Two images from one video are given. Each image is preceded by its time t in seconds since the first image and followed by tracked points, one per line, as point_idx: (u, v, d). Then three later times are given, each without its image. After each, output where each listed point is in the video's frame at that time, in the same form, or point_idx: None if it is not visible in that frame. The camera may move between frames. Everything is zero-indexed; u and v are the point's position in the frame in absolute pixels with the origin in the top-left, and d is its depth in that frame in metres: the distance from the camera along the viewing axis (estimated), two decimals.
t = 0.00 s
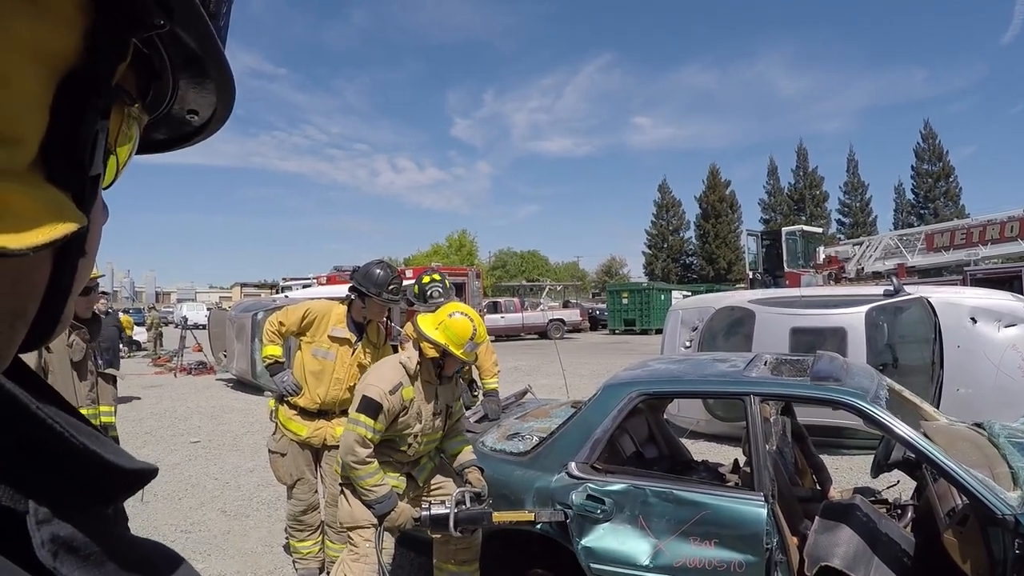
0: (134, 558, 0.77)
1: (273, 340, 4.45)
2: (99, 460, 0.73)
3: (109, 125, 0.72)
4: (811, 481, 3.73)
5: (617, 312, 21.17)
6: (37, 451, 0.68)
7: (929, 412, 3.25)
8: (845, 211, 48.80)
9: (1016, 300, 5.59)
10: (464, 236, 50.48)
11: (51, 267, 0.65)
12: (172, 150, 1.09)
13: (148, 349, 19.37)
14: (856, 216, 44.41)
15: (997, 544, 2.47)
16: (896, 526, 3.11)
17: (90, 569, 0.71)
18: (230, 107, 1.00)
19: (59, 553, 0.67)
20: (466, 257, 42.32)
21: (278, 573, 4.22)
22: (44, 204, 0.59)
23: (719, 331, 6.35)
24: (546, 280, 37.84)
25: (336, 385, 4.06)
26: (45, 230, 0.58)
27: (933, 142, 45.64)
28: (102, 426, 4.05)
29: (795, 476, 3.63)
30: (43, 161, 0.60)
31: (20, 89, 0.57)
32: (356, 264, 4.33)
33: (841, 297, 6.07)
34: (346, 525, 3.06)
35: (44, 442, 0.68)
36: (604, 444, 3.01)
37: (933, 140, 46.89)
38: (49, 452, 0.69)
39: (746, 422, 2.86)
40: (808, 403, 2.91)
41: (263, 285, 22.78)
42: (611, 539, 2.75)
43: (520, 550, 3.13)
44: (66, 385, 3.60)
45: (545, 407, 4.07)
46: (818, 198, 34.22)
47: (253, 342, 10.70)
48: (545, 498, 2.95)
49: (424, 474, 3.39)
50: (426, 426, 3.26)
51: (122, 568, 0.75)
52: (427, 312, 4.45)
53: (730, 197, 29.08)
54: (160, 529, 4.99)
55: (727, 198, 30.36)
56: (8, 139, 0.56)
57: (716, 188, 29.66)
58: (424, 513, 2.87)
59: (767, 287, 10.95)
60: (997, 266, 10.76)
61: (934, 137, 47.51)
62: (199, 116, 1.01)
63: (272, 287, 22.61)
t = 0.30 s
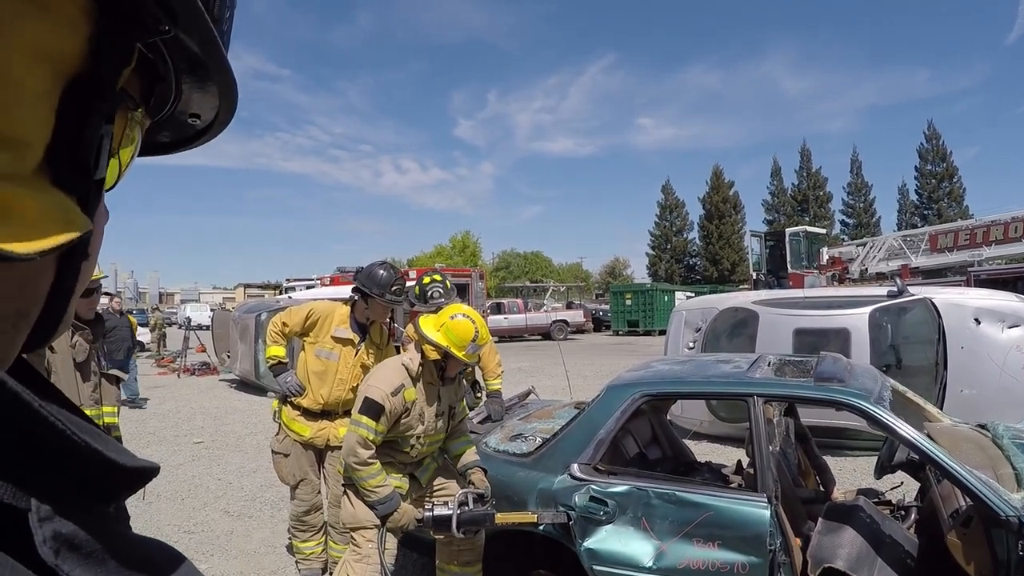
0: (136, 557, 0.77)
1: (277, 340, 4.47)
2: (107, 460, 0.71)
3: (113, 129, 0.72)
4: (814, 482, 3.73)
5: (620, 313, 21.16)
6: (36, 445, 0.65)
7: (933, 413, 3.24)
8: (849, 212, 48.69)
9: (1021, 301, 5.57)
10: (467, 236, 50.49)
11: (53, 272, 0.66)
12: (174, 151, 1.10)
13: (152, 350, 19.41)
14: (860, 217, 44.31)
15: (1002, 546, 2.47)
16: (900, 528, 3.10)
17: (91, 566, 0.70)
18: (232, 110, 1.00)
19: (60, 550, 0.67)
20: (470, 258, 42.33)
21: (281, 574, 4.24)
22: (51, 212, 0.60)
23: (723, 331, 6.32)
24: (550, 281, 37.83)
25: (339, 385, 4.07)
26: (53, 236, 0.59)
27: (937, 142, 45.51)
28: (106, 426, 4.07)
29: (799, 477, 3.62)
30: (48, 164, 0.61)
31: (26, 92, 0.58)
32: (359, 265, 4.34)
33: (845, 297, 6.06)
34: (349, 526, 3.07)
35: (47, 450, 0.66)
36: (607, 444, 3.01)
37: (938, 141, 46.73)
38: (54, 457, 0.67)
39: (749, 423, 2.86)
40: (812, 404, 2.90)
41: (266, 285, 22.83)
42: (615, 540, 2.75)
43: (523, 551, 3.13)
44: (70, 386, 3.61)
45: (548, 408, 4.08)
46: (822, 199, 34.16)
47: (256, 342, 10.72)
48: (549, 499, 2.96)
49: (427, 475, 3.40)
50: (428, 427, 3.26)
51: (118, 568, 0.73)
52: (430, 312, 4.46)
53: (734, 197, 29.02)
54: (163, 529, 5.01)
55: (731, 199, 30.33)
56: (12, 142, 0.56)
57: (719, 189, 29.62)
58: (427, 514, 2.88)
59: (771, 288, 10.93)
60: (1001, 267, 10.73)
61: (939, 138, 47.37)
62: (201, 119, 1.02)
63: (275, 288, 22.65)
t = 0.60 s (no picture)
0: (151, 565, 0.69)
1: (280, 340, 4.48)
2: (114, 459, 0.67)
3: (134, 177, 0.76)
4: (817, 482, 3.73)
5: (623, 313, 21.16)
6: (37, 430, 0.61)
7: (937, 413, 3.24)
8: (853, 212, 48.55)
9: None
10: (470, 237, 50.55)
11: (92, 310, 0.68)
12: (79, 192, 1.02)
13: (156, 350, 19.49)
14: (863, 217, 44.24)
15: (1005, 546, 2.46)
16: (903, 528, 3.10)
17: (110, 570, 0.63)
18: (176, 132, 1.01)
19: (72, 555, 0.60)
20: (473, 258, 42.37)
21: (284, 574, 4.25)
22: (133, 267, 0.66)
23: (725, 331, 6.32)
24: (552, 281, 37.82)
25: (342, 385, 4.08)
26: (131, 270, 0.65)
27: (941, 142, 45.40)
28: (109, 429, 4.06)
29: (801, 477, 3.62)
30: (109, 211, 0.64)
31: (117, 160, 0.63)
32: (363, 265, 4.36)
33: (848, 297, 6.06)
34: (352, 525, 3.08)
35: (54, 444, 0.62)
36: (610, 445, 3.01)
37: (941, 141, 46.62)
38: (63, 450, 0.62)
39: (752, 422, 2.86)
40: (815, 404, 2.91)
41: (270, 286, 22.89)
42: (617, 540, 2.76)
43: (525, 551, 3.14)
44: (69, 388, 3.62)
45: (551, 408, 4.09)
46: (825, 199, 34.12)
47: (260, 342, 10.76)
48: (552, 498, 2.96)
49: (430, 474, 3.40)
50: (431, 427, 3.25)
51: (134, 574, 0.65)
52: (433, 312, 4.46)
53: (737, 197, 28.99)
54: (167, 529, 5.03)
55: (734, 198, 30.29)
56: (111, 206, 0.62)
57: (722, 189, 29.61)
58: (428, 514, 2.89)
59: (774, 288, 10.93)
60: (1004, 267, 10.71)
61: (942, 137, 47.27)
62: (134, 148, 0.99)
63: (279, 288, 22.73)
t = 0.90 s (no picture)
0: (161, 562, 0.69)
1: (280, 339, 4.49)
2: (123, 457, 0.66)
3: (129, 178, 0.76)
4: (818, 482, 3.73)
5: (623, 312, 21.16)
6: (55, 427, 0.60)
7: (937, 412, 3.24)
8: (853, 211, 48.53)
9: None
10: (471, 236, 50.54)
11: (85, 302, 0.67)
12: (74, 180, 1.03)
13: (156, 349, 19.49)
14: (863, 216, 44.24)
15: (1005, 545, 2.45)
16: (903, 528, 3.11)
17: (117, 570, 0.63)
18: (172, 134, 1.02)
19: (84, 553, 0.60)
20: (473, 257, 42.34)
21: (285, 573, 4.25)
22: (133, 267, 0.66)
23: (725, 331, 6.33)
24: (552, 280, 37.80)
25: (343, 384, 4.09)
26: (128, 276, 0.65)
27: (941, 142, 45.39)
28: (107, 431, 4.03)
29: (802, 476, 3.63)
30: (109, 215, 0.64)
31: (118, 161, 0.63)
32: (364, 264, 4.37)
33: (848, 297, 6.06)
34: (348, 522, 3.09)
35: (63, 442, 0.61)
36: (611, 444, 3.01)
37: (941, 140, 46.61)
38: (72, 447, 0.62)
39: (753, 422, 2.87)
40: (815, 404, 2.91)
41: (270, 285, 22.91)
42: (613, 550, 2.73)
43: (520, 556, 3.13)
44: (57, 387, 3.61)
45: (551, 407, 4.09)
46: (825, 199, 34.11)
47: (260, 342, 10.75)
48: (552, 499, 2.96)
49: (428, 474, 3.40)
50: (429, 426, 3.25)
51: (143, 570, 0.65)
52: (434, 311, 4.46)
53: (738, 197, 28.97)
54: (167, 528, 5.03)
55: (734, 198, 30.29)
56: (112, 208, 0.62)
57: (723, 188, 29.60)
58: (422, 514, 2.90)
59: (774, 288, 10.94)
60: (1003, 266, 10.72)
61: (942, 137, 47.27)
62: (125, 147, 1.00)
63: (279, 287, 22.75)
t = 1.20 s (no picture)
0: (160, 565, 0.70)
1: (282, 340, 4.50)
2: (130, 460, 0.65)
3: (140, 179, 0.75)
4: (819, 482, 3.73)
5: (624, 313, 21.16)
6: (63, 430, 0.59)
7: (937, 413, 3.24)
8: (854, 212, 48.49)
9: None
10: (471, 236, 50.57)
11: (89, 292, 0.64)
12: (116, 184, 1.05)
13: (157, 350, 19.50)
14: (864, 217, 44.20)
15: (1006, 546, 2.45)
16: (903, 528, 3.10)
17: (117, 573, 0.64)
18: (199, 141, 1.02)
19: (90, 558, 0.61)
20: (474, 257, 42.35)
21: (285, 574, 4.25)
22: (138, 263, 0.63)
23: (726, 331, 6.33)
24: (553, 281, 37.80)
25: (344, 385, 4.09)
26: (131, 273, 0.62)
27: (941, 142, 45.37)
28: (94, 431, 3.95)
29: (803, 477, 3.63)
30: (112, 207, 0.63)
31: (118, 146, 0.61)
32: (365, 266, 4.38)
33: (849, 297, 6.06)
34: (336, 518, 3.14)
35: (68, 444, 0.59)
36: (611, 445, 3.01)
37: (941, 141, 46.58)
38: (77, 449, 0.60)
39: (754, 423, 2.86)
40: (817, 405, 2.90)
41: (270, 285, 22.93)
42: (615, 548, 2.74)
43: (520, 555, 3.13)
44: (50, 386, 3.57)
45: (552, 408, 4.09)
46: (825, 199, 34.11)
47: (261, 342, 10.76)
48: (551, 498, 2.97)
49: (420, 475, 3.43)
50: (416, 426, 3.24)
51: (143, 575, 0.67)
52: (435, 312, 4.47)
53: (738, 198, 28.97)
54: (167, 529, 5.03)
55: (735, 199, 30.30)
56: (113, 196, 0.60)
57: (724, 188, 29.58)
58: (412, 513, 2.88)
59: (775, 288, 10.94)
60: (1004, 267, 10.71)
61: (942, 138, 47.25)
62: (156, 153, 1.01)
63: (279, 288, 22.77)
